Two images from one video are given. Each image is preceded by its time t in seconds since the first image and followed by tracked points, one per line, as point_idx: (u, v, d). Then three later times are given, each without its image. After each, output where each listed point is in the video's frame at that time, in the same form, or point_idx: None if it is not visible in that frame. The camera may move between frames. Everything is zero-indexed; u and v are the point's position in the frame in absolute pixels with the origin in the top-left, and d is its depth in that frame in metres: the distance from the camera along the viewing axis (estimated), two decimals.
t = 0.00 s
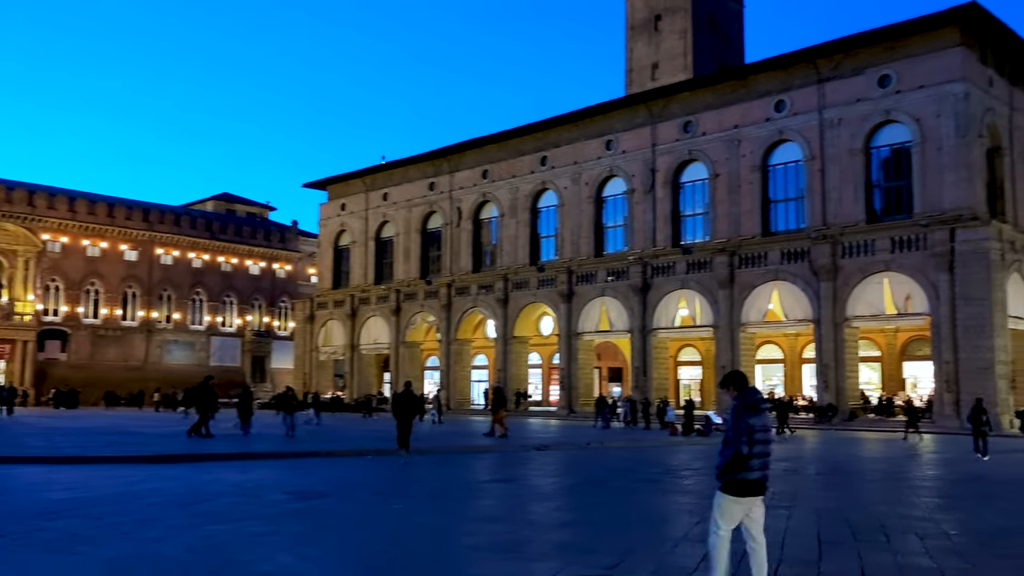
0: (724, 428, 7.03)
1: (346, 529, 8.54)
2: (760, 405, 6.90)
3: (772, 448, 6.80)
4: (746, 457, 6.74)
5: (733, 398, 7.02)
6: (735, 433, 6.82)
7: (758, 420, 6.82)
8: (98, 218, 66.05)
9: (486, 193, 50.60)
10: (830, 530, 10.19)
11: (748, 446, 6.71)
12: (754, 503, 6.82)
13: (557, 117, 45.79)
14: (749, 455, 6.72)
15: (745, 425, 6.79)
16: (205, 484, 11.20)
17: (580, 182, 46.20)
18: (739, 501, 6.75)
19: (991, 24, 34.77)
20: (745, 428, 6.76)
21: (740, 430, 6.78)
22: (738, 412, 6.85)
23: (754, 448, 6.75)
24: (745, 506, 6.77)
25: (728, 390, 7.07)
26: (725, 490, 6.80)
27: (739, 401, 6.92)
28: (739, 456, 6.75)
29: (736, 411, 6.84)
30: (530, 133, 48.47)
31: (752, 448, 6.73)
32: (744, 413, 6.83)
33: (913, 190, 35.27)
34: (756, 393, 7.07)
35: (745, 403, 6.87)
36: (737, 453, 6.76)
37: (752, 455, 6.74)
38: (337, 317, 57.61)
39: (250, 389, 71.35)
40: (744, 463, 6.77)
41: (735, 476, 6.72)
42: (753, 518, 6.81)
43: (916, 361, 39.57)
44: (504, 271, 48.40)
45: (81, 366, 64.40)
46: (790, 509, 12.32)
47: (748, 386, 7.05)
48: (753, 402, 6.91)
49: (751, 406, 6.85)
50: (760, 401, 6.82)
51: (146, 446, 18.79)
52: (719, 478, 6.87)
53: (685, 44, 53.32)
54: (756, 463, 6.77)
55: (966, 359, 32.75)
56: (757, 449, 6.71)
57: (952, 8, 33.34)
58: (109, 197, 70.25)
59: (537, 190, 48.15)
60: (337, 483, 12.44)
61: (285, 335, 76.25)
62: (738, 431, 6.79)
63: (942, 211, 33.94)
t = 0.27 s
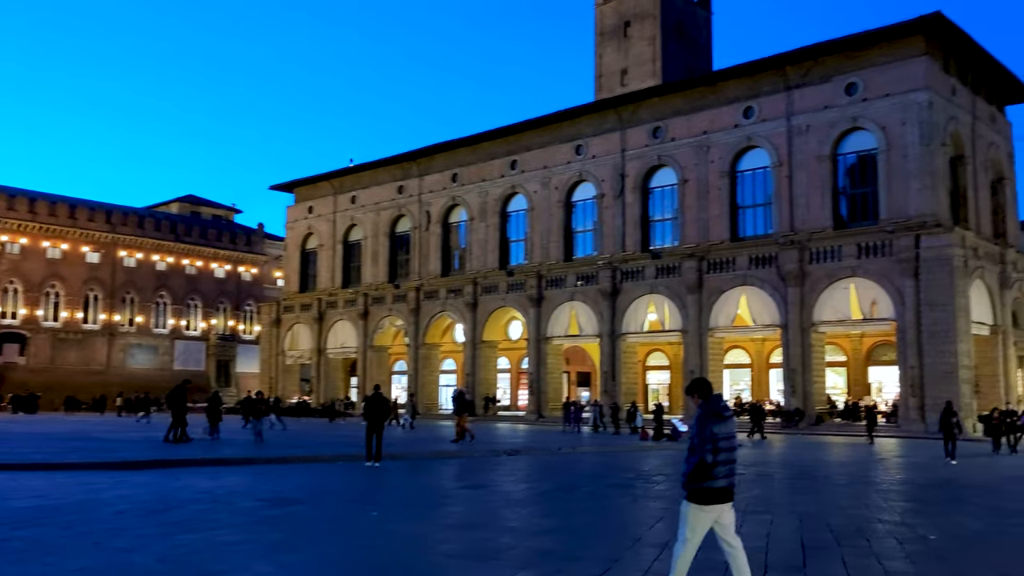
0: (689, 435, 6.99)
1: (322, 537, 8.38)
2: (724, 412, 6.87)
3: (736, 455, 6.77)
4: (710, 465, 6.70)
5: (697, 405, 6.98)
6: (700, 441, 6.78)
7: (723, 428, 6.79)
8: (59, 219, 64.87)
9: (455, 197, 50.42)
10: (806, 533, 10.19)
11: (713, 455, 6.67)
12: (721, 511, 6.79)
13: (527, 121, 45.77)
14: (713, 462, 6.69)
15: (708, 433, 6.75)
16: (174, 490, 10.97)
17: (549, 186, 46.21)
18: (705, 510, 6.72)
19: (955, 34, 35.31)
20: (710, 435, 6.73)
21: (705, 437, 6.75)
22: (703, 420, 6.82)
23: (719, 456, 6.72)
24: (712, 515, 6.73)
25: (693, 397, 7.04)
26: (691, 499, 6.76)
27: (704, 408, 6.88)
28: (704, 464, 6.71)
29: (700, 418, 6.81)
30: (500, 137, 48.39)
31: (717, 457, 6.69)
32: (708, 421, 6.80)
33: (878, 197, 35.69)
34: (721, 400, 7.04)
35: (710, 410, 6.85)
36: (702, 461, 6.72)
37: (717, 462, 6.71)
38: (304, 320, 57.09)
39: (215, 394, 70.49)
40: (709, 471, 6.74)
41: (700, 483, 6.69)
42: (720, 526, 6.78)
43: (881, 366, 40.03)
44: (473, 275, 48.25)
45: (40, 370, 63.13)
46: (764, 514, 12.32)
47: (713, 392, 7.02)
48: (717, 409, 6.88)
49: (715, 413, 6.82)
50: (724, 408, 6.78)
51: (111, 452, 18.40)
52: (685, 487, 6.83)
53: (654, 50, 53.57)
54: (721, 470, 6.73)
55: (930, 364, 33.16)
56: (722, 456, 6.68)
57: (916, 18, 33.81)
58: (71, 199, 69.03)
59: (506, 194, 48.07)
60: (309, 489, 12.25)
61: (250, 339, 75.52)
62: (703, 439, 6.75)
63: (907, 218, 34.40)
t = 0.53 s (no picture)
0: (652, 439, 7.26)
1: (298, 548, 8.26)
2: (687, 418, 7.14)
3: (697, 460, 7.09)
4: (673, 471, 7.01)
5: (661, 410, 7.25)
6: (663, 447, 7.06)
7: (685, 434, 7.07)
8: (20, 222, 63.60)
9: (424, 202, 50.23)
10: (782, 540, 10.26)
11: (675, 461, 6.98)
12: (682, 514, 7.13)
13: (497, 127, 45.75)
14: (676, 469, 7.00)
15: (671, 440, 7.03)
16: (142, 500, 10.75)
17: (519, 192, 46.19)
18: (667, 514, 7.05)
19: (920, 45, 35.84)
20: (673, 443, 7.01)
21: (669, 444, 7.03)
22: (667, 426, 7.08)
23: (682, 461, 7.01)
24: (673, 518, 7.07)
25: (656, 402, 7.29)
26: (655, 503, 7.10)
27: (667, 415, 7.15)
28: (666, 470, 7.02)
29: (664, 426, 7.07)
30: (470, 143, 48.31)
31: (680, 463, 7.00)
32: (673, 427, 7.07)
33: (845, 205, 36.14)
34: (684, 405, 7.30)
35: (673, 417, 7.11)
36: (666, 468, 7.02)
37: (679, 468, 7.02)
38: (271, 325, 56.50)
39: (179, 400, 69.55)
40: (671, 477, 7.05)
41: (663, 489, 7.02)
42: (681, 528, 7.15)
43: (848, 372, 40.51)
44: (443, 281, 48.07)
45: None
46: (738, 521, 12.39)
47: (675, 398, 7.27)
48: (681, 415, 7.14)
49: (678, 421, 7.09)
50: (687, 416, 7.06)
51: (74, 460, 18.01)
52: (649, 489, 7.16)
53: (623, 57, 53.84)
54: (684, 476, 7.05)
55: (896, 370, 33.57)
56: (684, 463, 6.98)
57: (883, 29, 34.26)
58: (32, 201, 67.73)
59: (476, 200, 47.98)
60: (280, 498, 12.09)
61: (215, 344, 74.70)
62: (666, 445, 7.03)
63: (873, 226, 34.83)
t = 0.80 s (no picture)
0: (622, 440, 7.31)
1: (274, 557, 8.07)
2: (655, 419, 7.21)
3: (667, 460, 7.17)
4: (642, 473, 7.11)
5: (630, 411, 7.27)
6: (632, 450, 7.12)
7: (654, 435, 7.14)
8: None
9: (393, 206, 49.95)
10: (761, 545, 10.24)
11: (644, 464, 7.06)
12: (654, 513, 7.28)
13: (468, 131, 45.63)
14: (645, 471, 7.09)
15: (640, 443, 7.09)
16: (109, 507, 10.45)
17: (489, 197, 46.09)
18: (639, 515, 7.19)
19: (886, 55, 36.34)
20: (641, 445, 7.07)
21: (639, 447, 7.09)
22: (635, 430, 7.13)
23: (651, 463, 7.10)
24: (645, 519, 7.21)
25: (625, 403, 7.31)
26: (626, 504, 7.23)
27: (637, 416, 7.18)
28: (637, 473, 7.11)
29: (632, 429, 7.11)
30: (440, 147, 48.14)
31: (650, 466, 7.09)
32: (641, 431, 7.12)
33: (812, 212, 36.50)
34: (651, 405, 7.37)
35: (641, 419, 7.14)
36: (636, 471, 7.11)
37: (648, 470, 7.11)
38: (236, 330, 55.84)
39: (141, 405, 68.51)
40: (642, 479, 7.15)
41: (634, 492, 7.12)
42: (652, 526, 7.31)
43: (814, 378, 40.86)
44: (411, 285, 47.80)
45: None
46: (714, 526, 12.36)
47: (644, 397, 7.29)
48: (648, 417, 7.21)
49: (646, 423, 7.12)
50: (656, 418, 7.09)
51: (35, 466, 17.55)
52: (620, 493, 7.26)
53: (593, 64, 54.00)
54: (654, 477, 7.17)
55: (862, 376, 33.91)
56: (654, 465, 7.08)
57: (849, 38, 34.69)
58: None
59: (446, 204, 47.79)
60: (251, 504, 11.85)
61: (179, 348, 73.83)
62: (634, 448, 7.09)
63: (840, 233, 35.20)
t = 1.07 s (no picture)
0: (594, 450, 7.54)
1: (251, 565, 7.96)
2: (626, 429, 7.46)
3: (638, 468, 7.38)
4: (615, 480, 7.31)
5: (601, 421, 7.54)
6: (604, 457, 7.35)
7: (626, 442, 7.38)
8: None
9: (360, 209, 49.64)
10: (738, 552, 10.27)
11: (617, 470, 7.28)
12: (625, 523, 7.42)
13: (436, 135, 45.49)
14: (618, 478, 7.29)
15: (613, 449, 7.34)
16: (77, 515, 10.24)
17: (457, 201, 45.98)
18: (611, 523, 7.35)
19: (850, 64, 36.85)
20: (614, 452, 7.31)
21: (610, 453, 7.32)
22: (607, 437, 7.37)
23: (622, 470, 7.32)
24: (617, 527, 7.36)
25: (597, 414, 7.58)
26: (599, 513, 7.37)
27: (608, 425, 7.44)
28: (609, 479, 7.31)
29: (605, 435, 7.37)
30: (407, 150, 47.94)
31: (621, 471, 7.29)
32: (613, 438, 7.36)
33: (778, 219, 36.86)
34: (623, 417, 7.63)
35: (613, 427, 7.40)
36: (608, 476, 7.31)
37: (621, 477, 7.31)
38: (200, 334, 55.10)
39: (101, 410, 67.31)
40: (615, 486, 7.32)
41: (606, 498, 7.28)
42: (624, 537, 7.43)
43: (779, 383, 41.24)
44: (378, 289, 47.51)
45: None
46: (688, 532, 12.40)
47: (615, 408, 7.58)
48: (621, 426, 7.47)
49: (618, 430, 7.38)
50: (626, 425, 7.36)
51: None
52: (593, 502, 7.41)
53: (561, 69, 54.14)
54: (626, 485, 7.34)
55: (827, 381, 34.30)
56: (625, 470, 7.29)
57: (815, 46, 35.13)
58: None
59: (413, 208, 47.58)
60: (222, 511, 11.68)
61: (140, 352, 72.79)
62: (607, 454, 7.32)
63: (805, 239, 35.58)
